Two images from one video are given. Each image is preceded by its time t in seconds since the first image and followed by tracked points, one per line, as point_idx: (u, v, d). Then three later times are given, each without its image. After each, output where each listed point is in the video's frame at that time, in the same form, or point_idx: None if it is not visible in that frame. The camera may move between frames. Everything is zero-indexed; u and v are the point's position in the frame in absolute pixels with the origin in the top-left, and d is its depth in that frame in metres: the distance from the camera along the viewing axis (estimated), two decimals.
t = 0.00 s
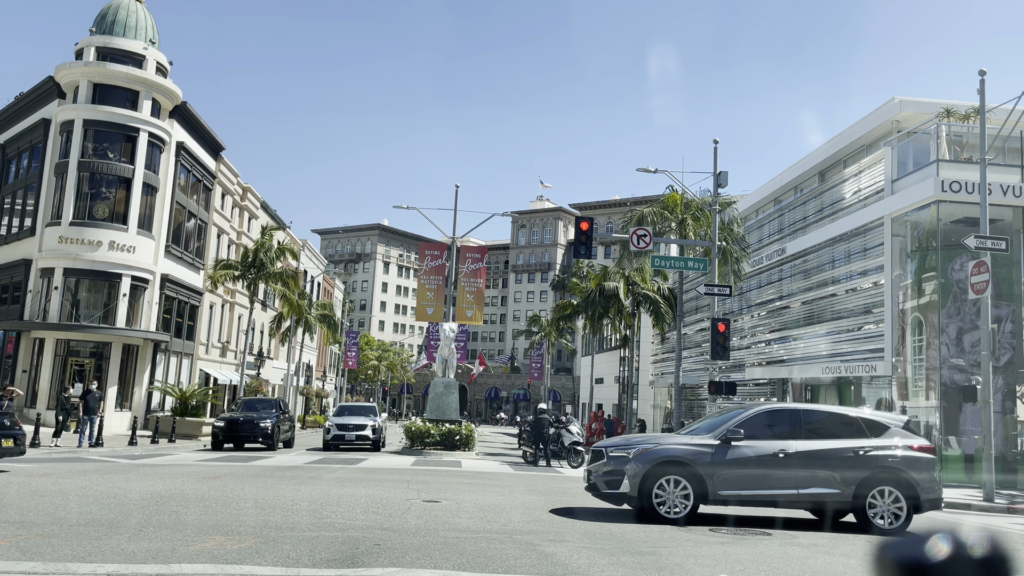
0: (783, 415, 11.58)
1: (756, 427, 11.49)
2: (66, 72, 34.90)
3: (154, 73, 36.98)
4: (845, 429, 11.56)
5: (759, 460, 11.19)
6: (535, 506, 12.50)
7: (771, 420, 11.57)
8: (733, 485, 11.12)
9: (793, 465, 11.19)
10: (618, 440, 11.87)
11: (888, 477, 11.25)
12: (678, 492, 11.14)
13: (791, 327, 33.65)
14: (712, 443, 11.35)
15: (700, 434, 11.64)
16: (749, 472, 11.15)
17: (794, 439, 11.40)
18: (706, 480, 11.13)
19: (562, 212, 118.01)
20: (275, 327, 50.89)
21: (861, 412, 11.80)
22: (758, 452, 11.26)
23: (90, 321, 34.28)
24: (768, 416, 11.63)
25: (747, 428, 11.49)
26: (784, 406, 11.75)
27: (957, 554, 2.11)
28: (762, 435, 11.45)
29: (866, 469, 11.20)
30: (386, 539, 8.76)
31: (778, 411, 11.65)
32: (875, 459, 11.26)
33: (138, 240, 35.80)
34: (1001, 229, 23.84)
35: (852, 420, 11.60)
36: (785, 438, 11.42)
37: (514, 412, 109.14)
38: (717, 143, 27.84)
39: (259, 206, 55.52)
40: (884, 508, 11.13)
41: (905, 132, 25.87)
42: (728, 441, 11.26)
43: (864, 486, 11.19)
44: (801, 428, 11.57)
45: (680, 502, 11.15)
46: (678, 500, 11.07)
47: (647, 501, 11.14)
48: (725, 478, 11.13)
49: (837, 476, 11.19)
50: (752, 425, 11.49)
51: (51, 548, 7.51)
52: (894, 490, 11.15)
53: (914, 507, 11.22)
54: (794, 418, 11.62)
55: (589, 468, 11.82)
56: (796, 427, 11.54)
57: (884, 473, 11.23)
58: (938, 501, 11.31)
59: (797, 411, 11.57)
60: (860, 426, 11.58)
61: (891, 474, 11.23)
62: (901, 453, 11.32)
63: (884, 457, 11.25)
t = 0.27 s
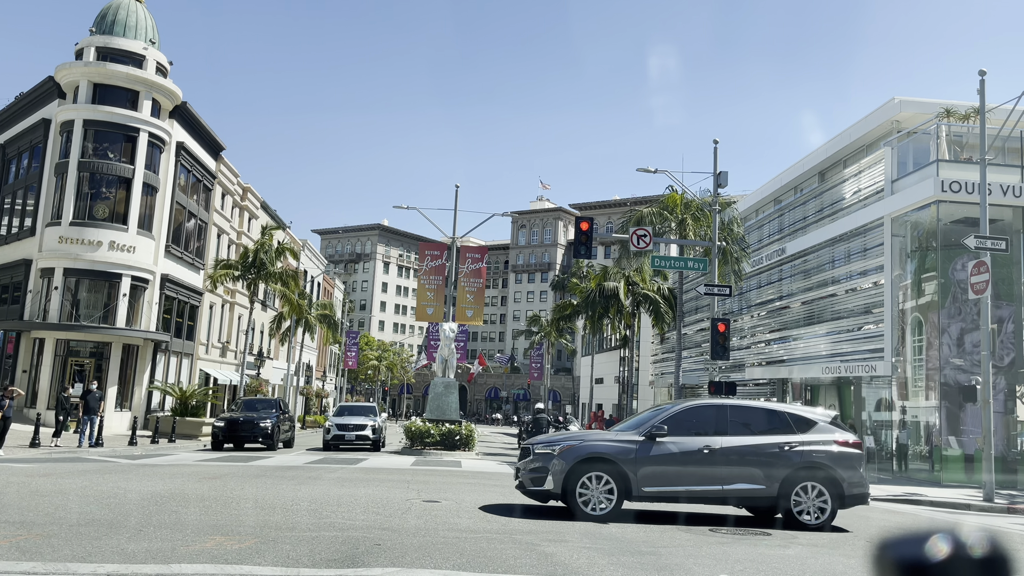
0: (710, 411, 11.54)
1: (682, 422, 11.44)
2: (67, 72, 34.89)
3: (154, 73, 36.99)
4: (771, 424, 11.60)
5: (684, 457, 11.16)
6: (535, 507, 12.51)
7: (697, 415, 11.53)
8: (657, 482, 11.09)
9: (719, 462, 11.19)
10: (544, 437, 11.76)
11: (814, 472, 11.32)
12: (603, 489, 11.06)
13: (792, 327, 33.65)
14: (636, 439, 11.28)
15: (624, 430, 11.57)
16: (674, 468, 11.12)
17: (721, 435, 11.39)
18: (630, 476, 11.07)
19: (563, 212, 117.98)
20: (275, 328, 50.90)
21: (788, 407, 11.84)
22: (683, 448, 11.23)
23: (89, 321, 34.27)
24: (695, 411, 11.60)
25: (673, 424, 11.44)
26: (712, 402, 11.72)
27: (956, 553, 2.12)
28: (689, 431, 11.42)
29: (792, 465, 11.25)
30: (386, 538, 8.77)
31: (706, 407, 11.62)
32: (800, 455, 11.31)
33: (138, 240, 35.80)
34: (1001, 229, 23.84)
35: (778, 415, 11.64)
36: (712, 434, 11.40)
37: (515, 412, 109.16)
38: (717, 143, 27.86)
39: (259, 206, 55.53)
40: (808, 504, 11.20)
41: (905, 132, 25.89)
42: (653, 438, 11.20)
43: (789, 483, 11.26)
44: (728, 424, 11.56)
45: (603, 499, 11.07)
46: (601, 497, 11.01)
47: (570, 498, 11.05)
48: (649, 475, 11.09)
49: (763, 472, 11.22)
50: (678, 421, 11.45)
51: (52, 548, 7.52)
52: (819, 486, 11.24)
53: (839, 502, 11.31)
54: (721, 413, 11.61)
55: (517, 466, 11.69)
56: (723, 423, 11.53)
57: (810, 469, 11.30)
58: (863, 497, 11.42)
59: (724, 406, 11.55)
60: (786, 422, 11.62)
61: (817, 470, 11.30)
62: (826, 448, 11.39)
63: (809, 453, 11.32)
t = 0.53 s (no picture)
0: (638, 407, 11.50)
1: (608, 418, 11.40)
2: (66, 72, 34.87)
3: (154, 73, 36.98)
4: (698, 420, 11.52)
5: (607, 453, 11.14)
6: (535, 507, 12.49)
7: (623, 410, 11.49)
8: (580, 478, 11.09)
9: (643, 458, 11.15)
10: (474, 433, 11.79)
11: (739, 468, 11.27)
12: (527, 486, 11.09)
13: (791, 327, 33.65)
14: (560, 435, 11.29)
15: (551, 426, 11.58)
16: (598, 464, 11.11)
17: (645, 431, 11.34)
18: (554, 472, 11.10)
19: (562, 212, 118.00)
20: (275, 328, 50.88)
21: (717, 402, 11.76)
22: (607, 444, 11.20)
23: (89, 321, 34.26)
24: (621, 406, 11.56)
25: (598, 420, 11.42)
26: (639, 397, 11.68)
27: (956, 554, 2.10)
28: (613, 426, 11.39)
29: (718, 460, 11.19)
30: (386, 538, 8.76)
31: (634, 402, 11.58)
32: (726, 450, 11.24)
33: (137, 240, 35.79)
34: (1001, 229, 23.84)
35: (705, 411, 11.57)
36: (636, 430, 11.36)
37: (515, 412, 109.18)
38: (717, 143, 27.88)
39: (259, 205, 55.51)
40: (734, 499, 11.15)
41: (906, 132, 25.89)
42: (577, 433, 11.22)
43: (714, 479, 11.20)
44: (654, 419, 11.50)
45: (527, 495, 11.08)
46: (526, 493, 11.02)
47: (495, 495, 11.07)
48: (572, 471, 11.10)
49: (688, 468, 11.16)
50: (603, 417, 11.42)
51: (52, 548, 7.51)
52: (744, 481, 11.19)
53: (765, 498, 11.26)
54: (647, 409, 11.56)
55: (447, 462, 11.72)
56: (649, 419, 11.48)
57: (735, 465, 11.24)
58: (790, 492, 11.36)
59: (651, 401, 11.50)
60: (714, 418, 11.54)
61: (742, 466, 11.24)
62: (752, 444, 11.32)
63: (734, 449, 11.24)
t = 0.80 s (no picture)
0: (565, 403, 11.48)
1: (534, 415, 11.38)
2: (66, 72, 34.87)
3: (154, 73, 36.98)
4: (626, 416, 11.47)
5: (531, 449, 11.13)
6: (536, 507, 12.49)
7: (550, 406, 11.46)
8: (502, 474, 11.09)
9: (566, 454, 11.13)
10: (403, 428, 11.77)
11: (665, 465, 11.24)
12: (449, 482, 11.08)
13: (792, 327, 33.64)
14: (485, 431, 11.27)
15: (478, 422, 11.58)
16: (521, 461, 11.09)
17: (570, 427, 11.31)
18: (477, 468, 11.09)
19: (562, 212, 118.03)
20: (275, 328, 50.88)
21: (646, 398, 11.71)
22: (531, 440, 11.19)
23: (89, 321, 34.25)
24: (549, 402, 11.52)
25: (524, 416, 11.39)
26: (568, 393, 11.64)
27: (956, 554, 2.10)
28: (539, 422, 11.36)
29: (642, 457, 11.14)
30: (386, 538, 8.76)
31: (561, 398, 11.55)
32: (651, 447, 11.19)
33: (137, 240, 35.79)
34: (1002, 229, 23.83)
35: (633, 407, 11.52)
36: (562, 426, 11.33)
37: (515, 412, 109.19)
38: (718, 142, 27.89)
39: (259, 206, 55.52)
40: (658, 496, 11.13)
41: (905, 132, 25.89)
42: (501, 429, 11.21)
43: (639, 476, 11.16)
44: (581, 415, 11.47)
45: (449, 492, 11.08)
46: (447, 490, 11.02)
47: (417, 491, 11.06)
48: (494, 467, 11.10)
49: (612, 465, 11.12)
50: (529, 413, 11.38)
51: (51, 548, 7.51)
52: (670, 478, 11.16)
53: (690, 495, 11.23)
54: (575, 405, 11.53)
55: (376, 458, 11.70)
56: (575, 415, 11.45)
57: (660, 462, 11.19)
58: (717, 489, 11.31)
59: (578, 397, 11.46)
60: (641, 414, 11.48)
61: (667, 462, 11.19)
62: (677, 440, 11.26)
63: (659, 446, 11.18)
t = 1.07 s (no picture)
0: (490, 398, 11.48)
1: (455, 410, 11.37)
2: (66, 72, 34.87)
3: (154, 73, 36.98)
4: (552, 412, 11.45)
5: (453, 445, 11.11)
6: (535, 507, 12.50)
7: (474, 402, 11.46)
8: (422, 471, 11.09)
9: (489, 450, 11.11)
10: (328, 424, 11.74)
11: (588, 461, 11.19)
12: (370, 478, 11.10)
13: (792, 327, 33.64)
14: (408, 427, 11.27)
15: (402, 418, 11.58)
16: (443, 456, 11.09)
17: (495, 423, 11.30)
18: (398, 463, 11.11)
19: (562, 212, 117.99)
20: (275, 328, 50.87)
21: (573, 395, 11.67)
22: (454, 436, 11.19)
23: (89, 321, 34.24)
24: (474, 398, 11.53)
25: (448, 412, 11.40)
26: (494, 389, 11.64)
27: (957, 554, 2.10)
28: (462, 419, 11.36)
29: (565, 453, 11.10)
30: (385, 538, 8.76)
31: (487, 395, 11.55)
32: (574, 443, 11.15)
33: (137, 240, 35.79)
34: (1002, 229, 23.83)
35: (558, 403, 11.49)
36: (486, 422, 11.32)
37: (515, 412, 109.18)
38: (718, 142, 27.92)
39: (259, 205, 55.52)
40: (581, 493, 11.10)
41: (905, 132, 25.90)
42: (424, 425, 11.20)
43: (563, 472, 11.13)
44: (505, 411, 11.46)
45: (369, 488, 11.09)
46: (367, 486, 11.04)
47: (338, 486, 11.08)
48: (415, 462, 11.10)
49: (535, 461, 11.10)
50: (453, 408, 11.39)
51: (52, 548, 7.51)
52: (592, 475, 11.12)
53: (614, 491, 11.18)
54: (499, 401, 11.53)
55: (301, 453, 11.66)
56: (499, 411, 11.44)
57: (584, 458, 11.15)
58: (643, 486, 11.26)
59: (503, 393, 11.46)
60: (567, 410, 11.45)
61: (590, 458, 11.15)
62: (600, 437, 11.21)
63: (583, 442, 11.15)
